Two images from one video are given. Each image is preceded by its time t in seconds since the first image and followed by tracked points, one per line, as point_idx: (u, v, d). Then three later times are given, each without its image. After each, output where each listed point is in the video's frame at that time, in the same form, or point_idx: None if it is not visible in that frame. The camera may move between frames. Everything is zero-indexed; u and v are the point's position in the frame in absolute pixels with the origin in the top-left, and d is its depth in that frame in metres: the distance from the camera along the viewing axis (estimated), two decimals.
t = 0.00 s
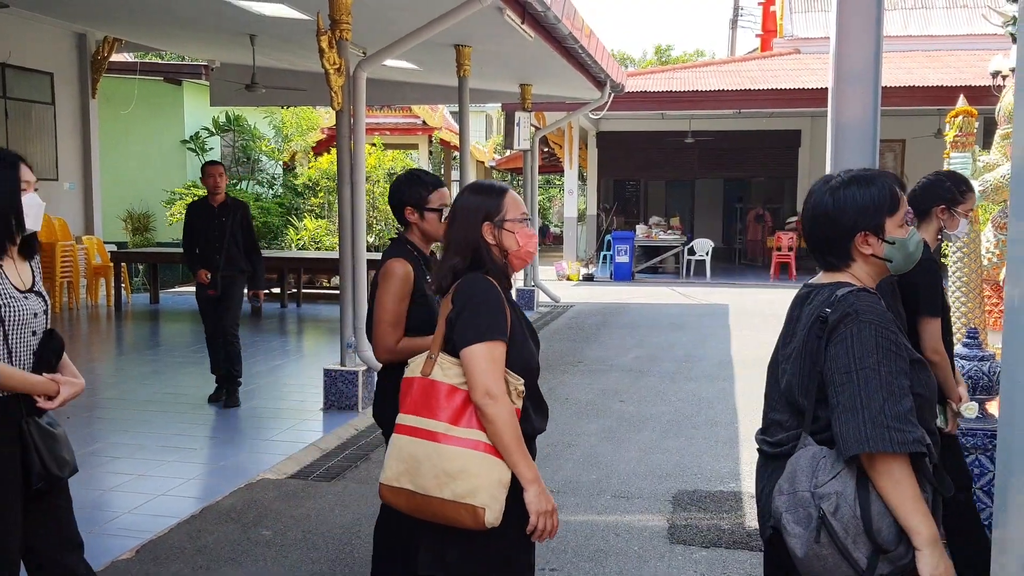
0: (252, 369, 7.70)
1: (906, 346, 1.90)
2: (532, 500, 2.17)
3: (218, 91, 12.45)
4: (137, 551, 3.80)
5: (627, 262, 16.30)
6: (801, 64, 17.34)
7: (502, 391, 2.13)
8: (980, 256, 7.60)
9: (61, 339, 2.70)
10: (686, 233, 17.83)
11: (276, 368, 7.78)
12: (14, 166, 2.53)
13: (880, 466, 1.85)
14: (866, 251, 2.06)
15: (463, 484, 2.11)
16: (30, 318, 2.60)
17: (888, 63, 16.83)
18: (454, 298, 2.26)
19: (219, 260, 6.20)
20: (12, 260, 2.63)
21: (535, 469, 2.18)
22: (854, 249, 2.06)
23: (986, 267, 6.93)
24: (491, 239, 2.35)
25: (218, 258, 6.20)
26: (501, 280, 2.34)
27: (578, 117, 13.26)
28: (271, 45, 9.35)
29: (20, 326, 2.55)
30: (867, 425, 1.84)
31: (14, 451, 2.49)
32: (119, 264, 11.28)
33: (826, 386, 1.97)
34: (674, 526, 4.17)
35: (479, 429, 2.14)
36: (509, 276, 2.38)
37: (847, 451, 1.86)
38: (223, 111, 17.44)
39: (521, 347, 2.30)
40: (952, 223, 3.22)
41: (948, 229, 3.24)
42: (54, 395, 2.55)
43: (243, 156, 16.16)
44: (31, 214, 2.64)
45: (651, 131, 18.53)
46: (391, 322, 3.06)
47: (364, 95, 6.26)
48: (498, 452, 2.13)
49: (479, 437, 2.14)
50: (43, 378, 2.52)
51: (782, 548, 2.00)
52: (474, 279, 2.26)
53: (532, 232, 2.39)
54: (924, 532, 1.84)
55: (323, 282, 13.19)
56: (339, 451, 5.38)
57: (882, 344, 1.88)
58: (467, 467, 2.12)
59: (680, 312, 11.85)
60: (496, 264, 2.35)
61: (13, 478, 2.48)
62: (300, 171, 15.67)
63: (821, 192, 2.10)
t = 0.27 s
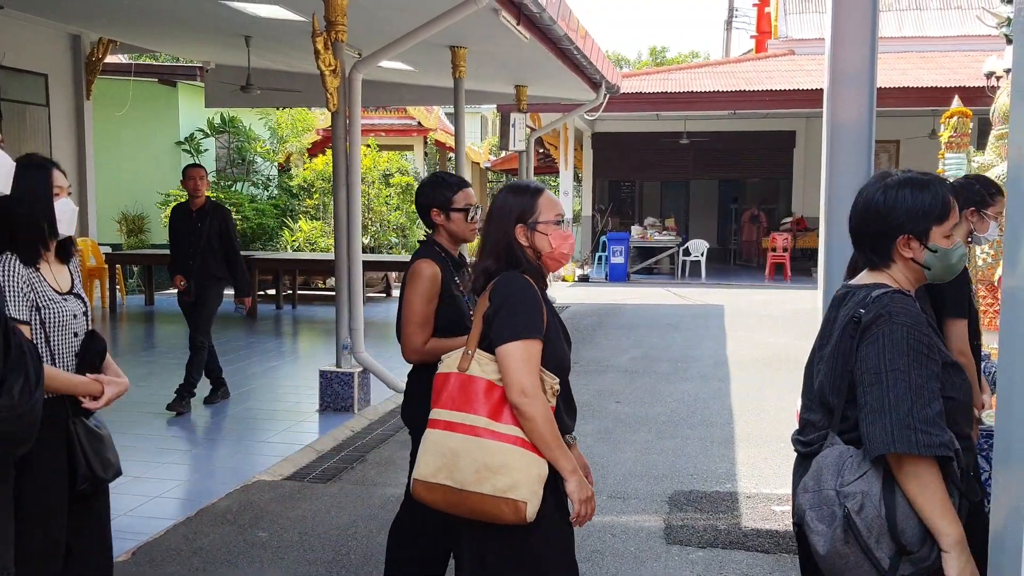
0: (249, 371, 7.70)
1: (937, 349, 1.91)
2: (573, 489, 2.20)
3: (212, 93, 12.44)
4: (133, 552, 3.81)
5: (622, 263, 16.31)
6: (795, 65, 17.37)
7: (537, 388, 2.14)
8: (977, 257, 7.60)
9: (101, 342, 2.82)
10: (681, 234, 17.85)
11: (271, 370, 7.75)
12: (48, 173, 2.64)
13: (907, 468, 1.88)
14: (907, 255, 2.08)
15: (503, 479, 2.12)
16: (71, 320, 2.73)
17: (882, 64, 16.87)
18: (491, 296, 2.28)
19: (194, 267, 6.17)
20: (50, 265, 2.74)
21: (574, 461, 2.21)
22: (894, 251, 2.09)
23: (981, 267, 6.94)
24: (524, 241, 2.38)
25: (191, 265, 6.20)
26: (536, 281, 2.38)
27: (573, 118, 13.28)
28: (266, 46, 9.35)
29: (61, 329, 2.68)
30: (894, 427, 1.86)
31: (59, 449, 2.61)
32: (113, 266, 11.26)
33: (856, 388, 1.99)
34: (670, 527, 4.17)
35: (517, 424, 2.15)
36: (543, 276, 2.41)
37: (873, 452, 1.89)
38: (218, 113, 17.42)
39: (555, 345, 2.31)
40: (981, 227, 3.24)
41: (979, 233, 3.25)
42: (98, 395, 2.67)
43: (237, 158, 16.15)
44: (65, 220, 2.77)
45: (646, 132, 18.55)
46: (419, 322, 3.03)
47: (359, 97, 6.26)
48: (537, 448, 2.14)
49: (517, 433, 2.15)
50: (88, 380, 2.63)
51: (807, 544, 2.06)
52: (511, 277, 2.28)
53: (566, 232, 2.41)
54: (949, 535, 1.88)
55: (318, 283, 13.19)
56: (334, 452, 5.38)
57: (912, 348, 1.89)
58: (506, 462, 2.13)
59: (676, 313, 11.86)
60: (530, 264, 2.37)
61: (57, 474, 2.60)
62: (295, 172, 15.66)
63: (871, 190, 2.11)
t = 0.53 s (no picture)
0: (242, 372, 7.67)
1: (970, 342, 1.91)
2: (595, 510, 2.19)
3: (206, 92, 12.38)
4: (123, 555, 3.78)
5: (617, 264, 16.29)
6: (790, 65, 17.38)
7: (569, 399, 2.14)
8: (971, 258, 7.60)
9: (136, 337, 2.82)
10: (676, 235, 17.84)
11: (265, 371, 7.72)
12: (78, 170, 2.62)
13: (930, 457, 1.90)
14: (943, 252, 2.12)
15: (529, 491, 2.12)
16: (105, 316, 2.73)
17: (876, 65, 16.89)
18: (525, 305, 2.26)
19: (161, 272, 6.08)
20: (82, 261, 2.74)
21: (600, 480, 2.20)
22: (931, 247, 2.14)
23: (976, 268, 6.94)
24: (556, 247, 2.37)
25: (161, 263, 6.12)
26: (571, 287, 2.36)
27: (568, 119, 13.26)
28: (260, 46, 9.31)
29: (96, 325, 2.69)
30: (916, 416, 1.88)
31: (97, 440, 2.61)
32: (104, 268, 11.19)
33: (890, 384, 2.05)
34: (665, 528, 4.16)
35: (547, 436, 2.15)
36: (577, 282, 2.40)
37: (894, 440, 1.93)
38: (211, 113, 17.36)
39: (588, 354, 2.30)
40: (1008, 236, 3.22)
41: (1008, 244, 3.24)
42: (133, 392, 2.63)
43: (231, 159, 16.18)
44: (98, 217, 2.75)
45: (641, 133, 18.54)
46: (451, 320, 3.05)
47: (353, 97, 6.23)
48: (564, 460, 2.14)
49: (547, 445, 2.15)
50: (122, 376, 2.60)
51: (844, 540, 2.14)
52: (546, 284, 2.27)
53: (601, 236, 2.38)
54: (973, 524, 1.86)
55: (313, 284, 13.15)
56: (328, 454, 5.35)
57: (942, 339, 1.91)
58: (534, 472, 2.13)
59: (671, 313, 11.85)
60: (564, 271, 2.36)
61: (93, 466, 2.59)
62: (290, 173, 15.63)
63: (910, 189, 2.17)
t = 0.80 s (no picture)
0: (241, 372, 7.70)
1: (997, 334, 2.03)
2: (643, 525, 2.16)
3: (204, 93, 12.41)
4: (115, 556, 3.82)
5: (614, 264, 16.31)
6: (786, 66, 17.42)
7: (615, 411, 2.14)
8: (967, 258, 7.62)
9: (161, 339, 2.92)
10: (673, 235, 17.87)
11: (264, 372, 7.74)
12: (110, 171, 2.71)
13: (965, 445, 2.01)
14: (974, 246, 2.28)
15: (576, 506, 2.14)
16: (132, 316, 2.81)
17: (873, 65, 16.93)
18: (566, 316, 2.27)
19: (140, 267, 6.28)
20: (111, 261, 2.82)
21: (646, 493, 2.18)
22: (962, 242, 2.29)
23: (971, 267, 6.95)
24: (596, 250, 2.36)
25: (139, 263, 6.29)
26: (612, 292, 2.34)
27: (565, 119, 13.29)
28: (257, 47, 9.35)
29: (123, 325, 2.77)
30: (947, 405, 1.99)
31: (119, 435, 2.69)
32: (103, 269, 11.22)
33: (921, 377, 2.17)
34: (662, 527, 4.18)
35: (592, 448, 2.16)
36: (619, 286, 2.39)
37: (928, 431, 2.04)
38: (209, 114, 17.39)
39: (633, 361, 2.30)
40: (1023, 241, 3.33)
41: None
42: (157, 390, 2.75)
43: (229, 160, 16.21)
44: (128, 216, 2.86)
45: (639, 133, 18.57)
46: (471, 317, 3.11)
47: (351, 98, 6.26)
48: (609, 472, 2.15)
49: (591, 458, 2.16)
50: (147, 375, 2.70)
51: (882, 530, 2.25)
52: (586, 293, 2.28)
53: (640, 237, 2.37)
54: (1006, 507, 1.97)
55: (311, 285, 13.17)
56: (327, 454, 5.38)
57: (970, 332, 2.03)
58: (580, 487, 2.14)
59: (668, 313, 11.87)
60: (606, 275, 2.35)
61: (117, 460, 2.67)
62: (288, 173, 15.66)
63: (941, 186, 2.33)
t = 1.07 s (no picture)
0: (237, 372, 7.69)
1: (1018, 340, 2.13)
2: (675, 530, 2.12)
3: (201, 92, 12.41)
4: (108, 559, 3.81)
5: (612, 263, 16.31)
6: (784, 66, 17.43)
7: (646, 415, 2.09)
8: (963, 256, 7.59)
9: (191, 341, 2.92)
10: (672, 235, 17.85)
11: (262, 371, 7.74)
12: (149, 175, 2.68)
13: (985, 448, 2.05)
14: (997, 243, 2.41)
15: (610, 512, 2.10)
16: (161, 317, 2.79)
17: (870, 65, 16.93)
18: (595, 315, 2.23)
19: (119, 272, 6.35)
20: (142, 264, 2.80)
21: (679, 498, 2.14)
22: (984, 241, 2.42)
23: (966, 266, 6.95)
24: (630, 245, 2.31)
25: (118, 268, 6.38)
26: (643, 290, 2.29)
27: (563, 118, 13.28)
28: (254, 47, 9.35)
29: (152, 327, 2.76)
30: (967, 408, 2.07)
31: (146, 437, 2.67)
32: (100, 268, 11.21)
33: (943, 379, 2.27)
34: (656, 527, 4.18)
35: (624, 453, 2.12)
36: (651, 283, 2.34)
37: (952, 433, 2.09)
38: (207, 113, 17.37)
39: (665, 362, 2.25)
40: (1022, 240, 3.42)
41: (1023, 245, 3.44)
42: (184, 392, 2.72)
43: (227, 158, 16.17)
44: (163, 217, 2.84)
45: (637, 133, 18.58)
46: (478, 312, 3.10)
47: (348, 97, 6.26)
48: (641, 477, 2.10)
49: (624, 462, 2.12)
50: (174, 377, 2.69)
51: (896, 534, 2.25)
52: (617, 290, 2.23)
53: (676, 233, 2.32)
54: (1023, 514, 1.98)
55: (308, 283, 13.18)
56: (322, 453, 5.37)
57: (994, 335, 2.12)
58: (614, 492, 2.11)
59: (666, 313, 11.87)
60: (638, 271, 2.30)
61: (145, 462, 2.65)
62: (285, 173, 15.66)
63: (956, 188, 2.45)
